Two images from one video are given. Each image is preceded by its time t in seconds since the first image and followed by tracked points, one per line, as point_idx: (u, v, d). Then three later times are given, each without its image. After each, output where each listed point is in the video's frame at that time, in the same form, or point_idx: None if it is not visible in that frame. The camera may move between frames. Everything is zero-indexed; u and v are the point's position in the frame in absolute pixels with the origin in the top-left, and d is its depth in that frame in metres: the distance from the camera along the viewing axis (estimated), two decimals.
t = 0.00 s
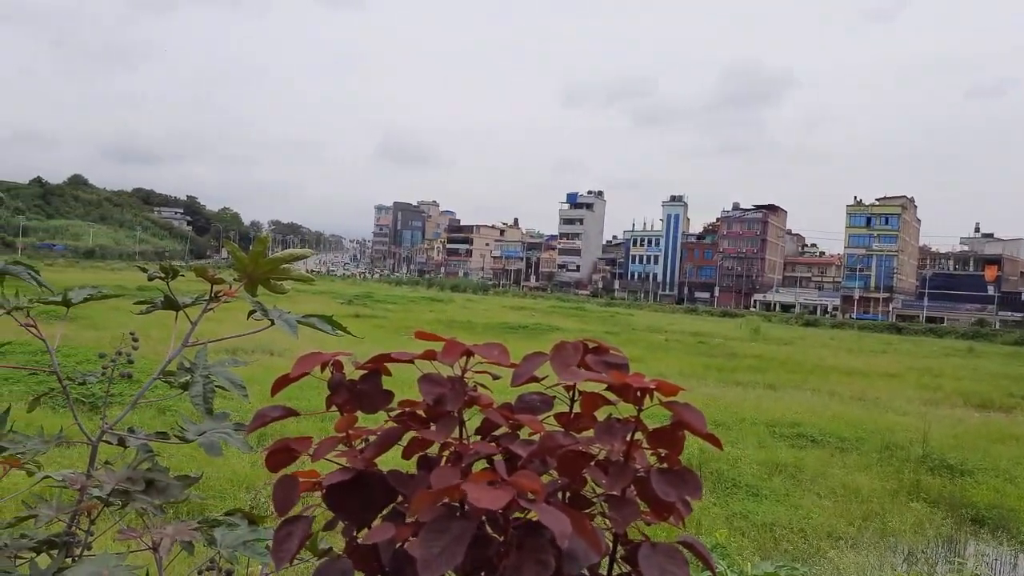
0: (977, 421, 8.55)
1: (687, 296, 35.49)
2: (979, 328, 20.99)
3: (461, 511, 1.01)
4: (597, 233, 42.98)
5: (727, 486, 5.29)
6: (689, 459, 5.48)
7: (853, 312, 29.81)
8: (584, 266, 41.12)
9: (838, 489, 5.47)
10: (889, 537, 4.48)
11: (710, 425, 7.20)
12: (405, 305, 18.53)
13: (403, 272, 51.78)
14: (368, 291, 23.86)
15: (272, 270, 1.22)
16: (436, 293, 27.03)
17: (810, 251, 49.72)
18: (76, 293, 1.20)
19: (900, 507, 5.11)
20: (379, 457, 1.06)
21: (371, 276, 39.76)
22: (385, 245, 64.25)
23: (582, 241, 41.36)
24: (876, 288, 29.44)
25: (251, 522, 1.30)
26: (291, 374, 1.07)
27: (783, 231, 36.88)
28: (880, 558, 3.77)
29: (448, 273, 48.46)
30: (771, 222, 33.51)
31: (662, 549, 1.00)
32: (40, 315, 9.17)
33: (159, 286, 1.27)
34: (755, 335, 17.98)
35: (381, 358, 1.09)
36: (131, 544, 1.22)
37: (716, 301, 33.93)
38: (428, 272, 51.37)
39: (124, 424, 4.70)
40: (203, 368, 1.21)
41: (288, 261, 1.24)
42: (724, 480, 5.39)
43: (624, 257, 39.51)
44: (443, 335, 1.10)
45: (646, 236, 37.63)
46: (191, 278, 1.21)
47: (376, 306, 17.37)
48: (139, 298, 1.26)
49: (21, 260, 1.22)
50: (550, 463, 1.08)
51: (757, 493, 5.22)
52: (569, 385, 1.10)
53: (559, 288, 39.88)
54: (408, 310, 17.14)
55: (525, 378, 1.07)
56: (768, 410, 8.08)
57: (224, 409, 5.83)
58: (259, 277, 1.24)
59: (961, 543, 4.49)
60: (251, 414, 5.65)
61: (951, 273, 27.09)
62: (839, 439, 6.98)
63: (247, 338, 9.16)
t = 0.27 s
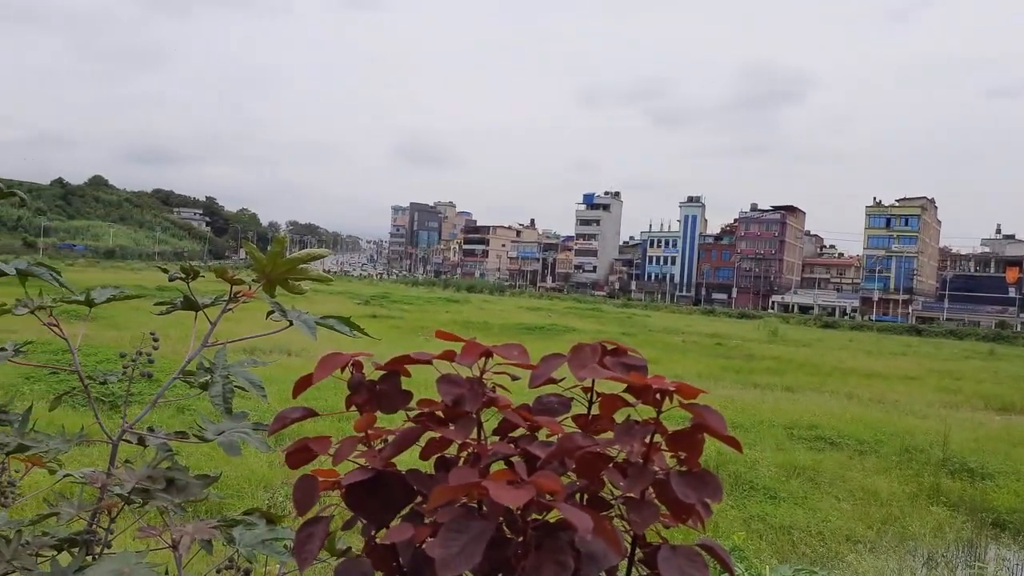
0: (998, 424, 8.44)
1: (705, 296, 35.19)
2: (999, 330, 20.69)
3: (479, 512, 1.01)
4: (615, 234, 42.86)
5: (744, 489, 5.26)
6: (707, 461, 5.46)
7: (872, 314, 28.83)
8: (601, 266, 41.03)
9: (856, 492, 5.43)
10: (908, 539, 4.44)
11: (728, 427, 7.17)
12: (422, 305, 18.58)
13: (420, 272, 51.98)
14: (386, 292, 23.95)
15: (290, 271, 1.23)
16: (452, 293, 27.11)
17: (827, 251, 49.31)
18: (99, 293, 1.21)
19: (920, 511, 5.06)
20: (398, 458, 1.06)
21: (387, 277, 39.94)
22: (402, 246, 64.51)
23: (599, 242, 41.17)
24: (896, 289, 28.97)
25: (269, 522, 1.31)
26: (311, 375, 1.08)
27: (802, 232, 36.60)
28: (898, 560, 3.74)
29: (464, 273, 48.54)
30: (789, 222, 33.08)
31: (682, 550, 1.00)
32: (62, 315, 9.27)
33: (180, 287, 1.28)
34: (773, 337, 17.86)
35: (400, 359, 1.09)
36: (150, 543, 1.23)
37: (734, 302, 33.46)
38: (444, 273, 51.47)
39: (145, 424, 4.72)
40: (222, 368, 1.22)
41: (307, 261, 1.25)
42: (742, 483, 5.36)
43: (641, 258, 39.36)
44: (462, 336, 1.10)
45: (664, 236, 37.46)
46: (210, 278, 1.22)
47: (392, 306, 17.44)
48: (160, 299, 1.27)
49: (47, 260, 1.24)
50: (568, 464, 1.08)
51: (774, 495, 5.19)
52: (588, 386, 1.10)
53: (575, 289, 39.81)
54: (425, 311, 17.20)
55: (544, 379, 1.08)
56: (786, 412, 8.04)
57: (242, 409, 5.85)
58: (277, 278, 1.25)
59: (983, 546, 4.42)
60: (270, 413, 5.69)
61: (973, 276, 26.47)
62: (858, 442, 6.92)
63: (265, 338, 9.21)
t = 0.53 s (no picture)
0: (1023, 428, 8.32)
1: (724, 298, 34.94)
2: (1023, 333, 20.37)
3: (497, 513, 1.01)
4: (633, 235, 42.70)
5: (764, 491, 5.23)
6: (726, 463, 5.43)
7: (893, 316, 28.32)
8: (619, 268, 40.93)
9: (878, 496, 5.38)
10: (929, 543, 4.39)
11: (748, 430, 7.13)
12: (439, 306, 18.65)
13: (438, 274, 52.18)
14: (404, 292, 24.04)
15: (310, 272, 1.24)
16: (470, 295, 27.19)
17: (848, 254, 48.83)
18: (120, 293, 1.22)
19: (942, 515, 5.00)
20: (416, 459, 1.06)
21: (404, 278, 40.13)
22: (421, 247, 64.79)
23: (617, 244, 41.08)
24: (919, 291, 28.32)
25: (287, 521, 1.31)
26: (330, 376, 1.08)
27: (823, 234, 36.25)
28: (920, 564, 3.69)
29: (482, 275, 48.62)
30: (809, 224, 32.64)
31: (701, 553, 0.99)
32: (86, 315, 9.40)
33: (201, 288, 1.29)
34: (793, 339, 17.71)
35: (418, 360, 1.09)
36: (170, 541, 1.23)
37: (754, 304, 32.97)
38: (462, 274, 51.59)
39: (166, 423, 4.75)
40: (243, 368, 1.23)
41: (327, 263, 1.26)
42: (761, 485, 5.33)
43: (659, 259, 39.20)
44: (480, 338, 1.10)
45: (682, 238, 37.28)
46: (231, 279, 1.23)
47: (411, 307, 17.51)
48: (180, 299, 1.28)
49: (70, 261, 1.25)
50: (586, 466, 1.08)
51: (793, 498, 5.15)
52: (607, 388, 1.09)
53: (594, 290, 39.73)
54: (442, 312, 17.25)
55: (562, 381, 1.07)
56: (806, 415, 7.98)
57: (263, 409, 5.88)
58: (297, 279, 1.25)
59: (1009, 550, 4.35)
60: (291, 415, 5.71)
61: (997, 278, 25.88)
62: (879, 445, 6.86)
63: (284, 339, 9.28)
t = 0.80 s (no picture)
0: None
1: (745, 299, 34.49)
2: None
3: (517, 516, 1.01)
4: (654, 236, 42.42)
5: (786, 494, 5.19)
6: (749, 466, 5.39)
7: (917, 318, 28.84)
8: (640, 269, 40.71)
9: (901, 499, 5.32)
10: (952, 547, 4.33)
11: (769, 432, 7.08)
12: (458, 307, 18.70)
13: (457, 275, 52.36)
14: (423, 293, 24.11)
15: (332, 272, 1.24)
16: (488, 296, 27.25)
17: (872, 254, 48.22)
18: (145, 293, 1.23)
19: (966, 519, 4.94)
20: (436, 460, 1.05)
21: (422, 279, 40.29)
22: (440, 248, 65.09)
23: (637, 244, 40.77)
24: (943, 293, 28.22)
25: (308, 521, 1.32)
26: (353, 377, 1.09)
27: (845, 235, 35.92)
28: (944, 568, 3.65)
29: (501, 275, 48.60)
30: (831, 225, 31.95)
31: (723, 556, 0.98)
32: (110, 315, 9.49)
33: (224, 288, 1.30)
34: (815, 340, 17.56)
35: (439, 362, 1.09)
36: (192, 540, 1.23)
37: (776, 306, 32.80)
38: (481, 275, 51.60)
39: (188, 422, 4.77)
40: (264, 368, 1.24)
41: (348, 263, 1.26)
42: (783, 489, 5.28)
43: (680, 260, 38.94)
44: (502, 338, 1.09)
45: (703, 239, 37.00)
46: (254, 280, 1.23)
47: (430, 308, 17.52)
48: (203, 298, 1.29)
49: (96, 260, 1.26)
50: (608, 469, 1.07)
51: (815, 501, 5.11)
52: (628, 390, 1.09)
53: (613, 292, 39.56)
54: (461, 312, 17.28)
55: (583, 384, 1.07)
56: (827, 417, 7.91)
57: (284, 408, 5.88)
58: (319, 280, 1.26)
59: None
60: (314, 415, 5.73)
61: None
62: (902, 449, 6.79)
63: (305, 339, 9.30)
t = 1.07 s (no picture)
0: None
1: (764, 301, 34.21)
2: None
3: (536, 517, 1.00)
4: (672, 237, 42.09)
5: (805, 497, 5.16)
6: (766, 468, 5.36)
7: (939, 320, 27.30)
8: (656, 270, 40.51)
9: (921, 503, 5.27)
10: (974, 551, 4.28)
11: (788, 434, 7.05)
12: (475, 308, 18.80)
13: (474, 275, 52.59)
14: (440, 294, 24.24)
15: (350, 273, 1.24)
16: (504, 296, 27.36)
17: (891, 255, 47.73)
18: (165, 294, 1.24)
19: (987, 524, 4.88)
20: (455, 461, 1.05)
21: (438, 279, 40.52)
22: (456, 248, 65.34)
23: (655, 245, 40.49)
24: (964, 296, 27.37)
25: (325, 521, 1.32)
26: (371, 378, 1.09)
27: (864, 236, 35.61)
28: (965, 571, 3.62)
29: (517, 276, 48.61)
30: (851, 226, 31.70)
31: (743, 560, 0.98)
32: (130, 315, 9.60)
33: (242, 288, 1.30)
34: (834, 342, 17.43)
35: (458, 363, 1.08)
36: (212, 540, 1.24)
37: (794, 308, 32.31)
38: (497, 275, 51.66)
39: (206, 421, 4.79)
40: (283, 369, 1.24)
41: (366, 264, 1.26)
42: (802, 491, 5.26)
43: (697, 262, 38.66)
44: (520, 340, 1.09)
45: (721, 240, 36.70)
46: (273, 280, 1.23)
47: (447, 309, 17.57)
48: (223, 299, 1.29)
49: (117, 262, 1.27)
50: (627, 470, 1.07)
51: (834, 505, 5.08)
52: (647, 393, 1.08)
53: (630, 292, 39.41)
54: (478, 313, 17.36)
55: (601, 386, 1.06)
56: (847, 420, 7.85)
57: (302, 409, 5.90)
58: (337, 281, 1.26)
59: None
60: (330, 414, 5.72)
61: None
62: (922, 452, 6.73)
63: (322, 339, 9.36)
